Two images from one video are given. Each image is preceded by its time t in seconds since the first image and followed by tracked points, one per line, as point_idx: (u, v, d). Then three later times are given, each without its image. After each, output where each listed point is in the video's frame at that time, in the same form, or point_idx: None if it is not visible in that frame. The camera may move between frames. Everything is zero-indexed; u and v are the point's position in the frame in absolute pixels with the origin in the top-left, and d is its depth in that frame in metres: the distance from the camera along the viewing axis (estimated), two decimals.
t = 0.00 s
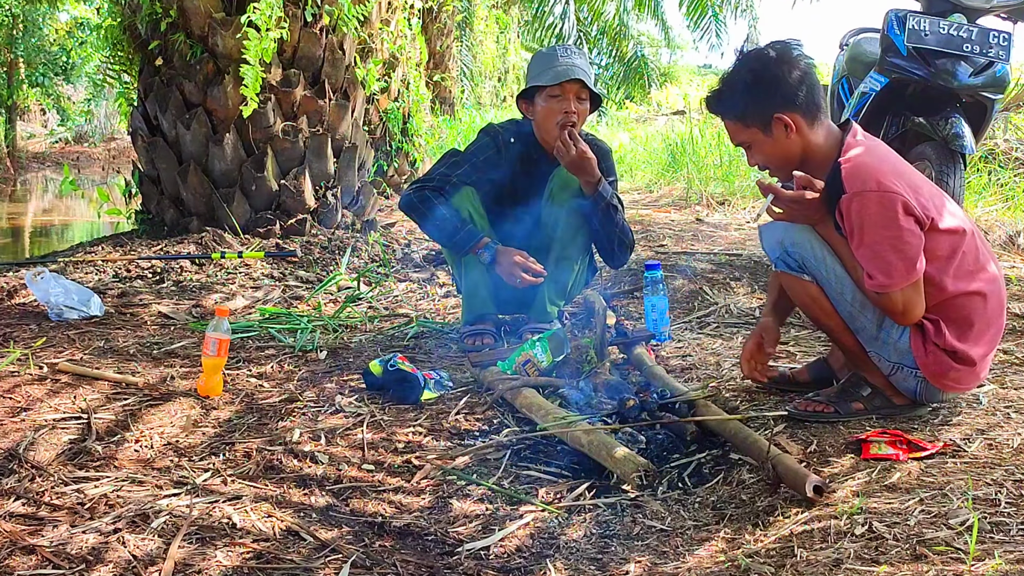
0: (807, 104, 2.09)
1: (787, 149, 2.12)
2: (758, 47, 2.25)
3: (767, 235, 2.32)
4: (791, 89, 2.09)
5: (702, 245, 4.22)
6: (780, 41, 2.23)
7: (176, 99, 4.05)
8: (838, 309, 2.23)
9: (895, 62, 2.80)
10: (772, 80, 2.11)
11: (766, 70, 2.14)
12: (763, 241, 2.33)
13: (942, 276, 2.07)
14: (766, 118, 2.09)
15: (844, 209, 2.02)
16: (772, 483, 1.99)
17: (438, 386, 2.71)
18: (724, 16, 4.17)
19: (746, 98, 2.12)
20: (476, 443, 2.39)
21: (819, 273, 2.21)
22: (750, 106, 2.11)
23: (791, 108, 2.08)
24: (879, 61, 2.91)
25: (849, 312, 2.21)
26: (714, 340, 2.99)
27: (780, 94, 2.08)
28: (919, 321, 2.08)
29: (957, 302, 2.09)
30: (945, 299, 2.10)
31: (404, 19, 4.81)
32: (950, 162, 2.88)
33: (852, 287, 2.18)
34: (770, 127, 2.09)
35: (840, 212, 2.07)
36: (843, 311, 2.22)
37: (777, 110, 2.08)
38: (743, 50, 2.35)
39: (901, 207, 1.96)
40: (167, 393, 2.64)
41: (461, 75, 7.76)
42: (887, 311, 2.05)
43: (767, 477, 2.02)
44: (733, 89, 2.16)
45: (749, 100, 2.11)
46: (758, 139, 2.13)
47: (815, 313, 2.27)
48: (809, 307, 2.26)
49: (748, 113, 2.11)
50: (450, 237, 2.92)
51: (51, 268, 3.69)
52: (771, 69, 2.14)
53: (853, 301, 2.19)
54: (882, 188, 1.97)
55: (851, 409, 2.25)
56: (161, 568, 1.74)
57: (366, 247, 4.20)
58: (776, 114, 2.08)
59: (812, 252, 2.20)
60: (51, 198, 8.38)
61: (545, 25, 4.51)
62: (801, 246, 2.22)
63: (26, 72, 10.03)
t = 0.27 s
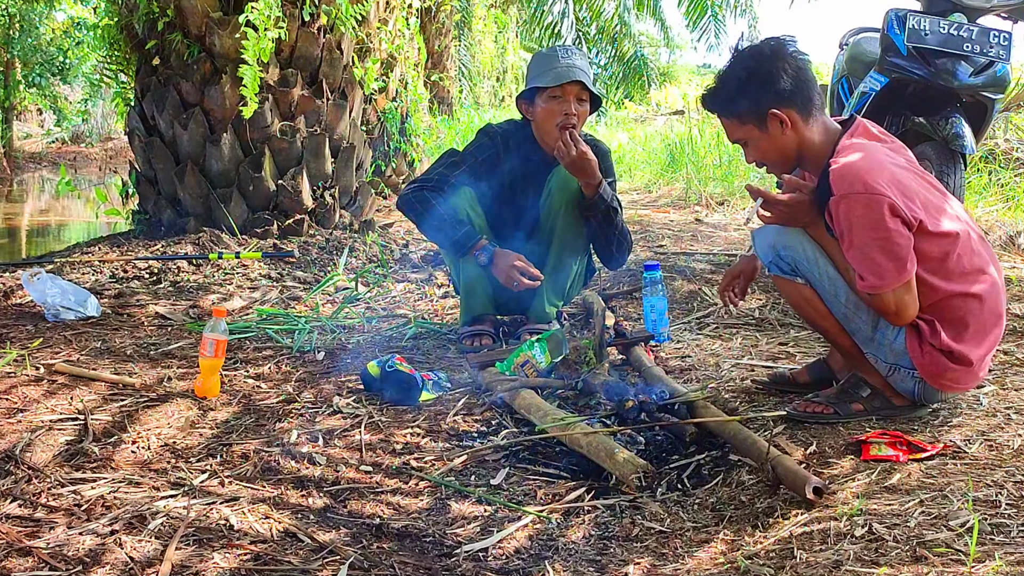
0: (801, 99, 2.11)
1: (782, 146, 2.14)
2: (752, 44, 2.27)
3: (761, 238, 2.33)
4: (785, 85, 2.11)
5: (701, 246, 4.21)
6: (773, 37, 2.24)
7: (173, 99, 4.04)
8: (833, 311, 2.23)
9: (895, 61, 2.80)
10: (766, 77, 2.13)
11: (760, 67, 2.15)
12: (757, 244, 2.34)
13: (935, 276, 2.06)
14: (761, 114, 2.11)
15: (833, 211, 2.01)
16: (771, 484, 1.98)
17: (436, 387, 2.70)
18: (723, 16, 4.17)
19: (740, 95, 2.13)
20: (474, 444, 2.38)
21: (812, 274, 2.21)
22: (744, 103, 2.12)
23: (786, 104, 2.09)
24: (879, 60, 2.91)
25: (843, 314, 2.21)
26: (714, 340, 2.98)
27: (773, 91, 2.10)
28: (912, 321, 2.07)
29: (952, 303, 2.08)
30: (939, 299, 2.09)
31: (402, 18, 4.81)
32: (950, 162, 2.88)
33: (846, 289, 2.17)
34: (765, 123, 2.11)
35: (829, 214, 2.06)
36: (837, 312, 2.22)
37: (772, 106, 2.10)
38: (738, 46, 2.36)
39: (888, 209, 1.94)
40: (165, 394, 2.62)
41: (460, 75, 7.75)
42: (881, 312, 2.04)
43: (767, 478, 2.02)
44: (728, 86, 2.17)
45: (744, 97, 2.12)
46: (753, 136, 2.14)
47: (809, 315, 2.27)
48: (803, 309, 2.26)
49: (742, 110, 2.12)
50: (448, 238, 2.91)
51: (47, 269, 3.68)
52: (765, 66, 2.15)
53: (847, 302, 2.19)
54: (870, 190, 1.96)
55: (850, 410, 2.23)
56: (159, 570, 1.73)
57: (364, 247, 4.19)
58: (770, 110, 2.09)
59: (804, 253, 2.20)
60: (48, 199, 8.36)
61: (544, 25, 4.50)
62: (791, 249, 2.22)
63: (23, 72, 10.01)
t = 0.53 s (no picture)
0: (797, 97, 2.11)
1: (779, 144, 2.13)
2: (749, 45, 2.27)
3: (763, 239, 2.31)
4: (782, 83, 2.10)
5: (700, 246, 4.21)
6: (769, 37, 2.25)
7: (170, 98, 4.03)
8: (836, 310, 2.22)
9: (895, 61, 2.79)
10: (762, 75, 2.13)
11: (755, 66, 2.16)
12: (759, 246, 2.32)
13: (939, 270, 2.07)
14: (757, 113, 2.11)
15: (843, 201, 2.01)
16: (771, 485, 1.98)
17: (434, 388, 2.69)
18: (722, 16, 4.16)
19: (738, 94, 2.14)
20: (472, 445, 2.37)
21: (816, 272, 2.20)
22: (741, 101, 2.12)
23: (783, 102, 2.09)
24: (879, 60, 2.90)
25: (848, 311, 2.19)
26: (713, 341, 2.97)
27: (770, 89, 2.10)
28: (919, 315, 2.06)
29: (955, 298, 2.08)
30: (942, 294, 2.09)
31: (400, 18, 4.79)
32: (951, 162, 2.87)
33: (850, 287, 2.16)
34: (762, 121, 2.11)
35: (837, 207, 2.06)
36: (840, 311, 2.21)
37: (769, 104, 2.09)
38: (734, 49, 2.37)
39: (901, 195, 1.95)
40: (162, 395, 2.61)
41: (457, 75, 7.75)
42: (891, 303, 2.02)
43: (766, 479, 2.01)
44: (724, 87, 2.18)
45: (739, 97, 2.13)
46: (750, 134, 2.14)
47: (813, 315, 2.26)
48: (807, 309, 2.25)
49: (740, 108, 2.12)
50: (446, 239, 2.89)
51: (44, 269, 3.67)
52: (760, 65, 2.16)
53: (852, 299, 2.17)
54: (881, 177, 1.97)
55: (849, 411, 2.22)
56: (155, 572, 1.72)
57: (362, 247, 4.18)
58: (766, 108, 2.09)
59: (808, 252, 2.19)
60: (45, 199, 8.34)
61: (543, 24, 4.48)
62: (796, 248, 2.21)
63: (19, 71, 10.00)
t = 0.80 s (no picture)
0: (792, 97, 2.11)
1: (774, 143, 2.12)
2: (740, 48, 2.27)
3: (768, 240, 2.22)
4: (776, 82, 2.11)
5: (700, 247, 4.20)
6: (761, 38, 2.26)
7: (167, 98, 4.02)
8: (844, 309, 2.17)
9: (895, 60, 2.78)
10: (757, 74, 2.13)
11: (750, 65, 2.16)
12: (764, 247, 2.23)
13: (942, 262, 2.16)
14: (752, 110, 2.10)
15: (860, 188, 2.06)
16: (770, 487, 1.97)
17: (433, 389, 2.68)
18: (722, 15, 4.15)
19: (732, 93, 2.13)
20: (471, 446, 2.36)
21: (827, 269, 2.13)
22: (736, 100, 2.12)
23: (777, 101, 2.09)
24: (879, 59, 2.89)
25: (859, 308, 2.14)
26: (712, 342, 2.96)
27: (764, 88, 2.10)
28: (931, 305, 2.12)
29: (957, 290, 2.17)
30: (944, 287, 2.18)
31: (398, 17, 4.78)
32: (951, 162, 2.86)
33: (861, 281, 2.11)
34: (757, 120, 2.10)
35: (850, 199, 2.11)
36: (848, 309, 2.16)
37: (763, 103, 2.09)
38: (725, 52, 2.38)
39: (917, 181, 2.03)
40: (159, 396, 2.60)
41: (455, 74, 7.74)
42: (909, 290, 2.05)
43: (766, 480, 2.00)
44: (720, 85, 2.17)
45: (735, 94, 2.12)
46: (745, 133, 2.13)
47: (818, 316, 2.19)
48: (814, 310, 2.18)
49: (735, 107, 2.12)
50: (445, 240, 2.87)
51: (40, 270, 3.65)
52: (755, 64, 2.16)
53: (864, 295, 2.12)
54: (897, 164, 2.05)
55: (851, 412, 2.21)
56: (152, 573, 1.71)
57: (360, 248, 4.17)
58: (761, 106, 2.09)
59: (818, 248, 2.12)
60: (41, 199, 8.32)
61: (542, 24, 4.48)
62: (806, 244, 2.13)
63: (16, 71, 9.99)
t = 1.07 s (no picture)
0: (789, 96, 2.11)
1: (770, 142, 2.12)
2: (735, 47, 2.27)
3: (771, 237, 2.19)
4: (773, 81, 2.10)
5: (699, 247, 4.19)
6: (757, 38, 2.26)
7: (164, 98, 4.01)
8: (848, 303, 2.15)
9: (895, 60, 2.77)
10: (755, 72, 2.13)
11: (747, 64, 2.16)
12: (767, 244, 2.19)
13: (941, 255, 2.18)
14: (750, 109, 2.10)
15: (864, 181, 2.06)
16: (770, 488, 1.96)
17: (431, 390, 2.67)
18: (721, 15, 4.15)
19: (729, 91, 2.12)
20: (469, 447, 2.35)
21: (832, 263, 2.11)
22: (733, 98, 2.11)
23: (775, 99, 2.09)
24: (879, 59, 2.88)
25: (863, 301, 2.12)
26: (712, 343, 2.95)
27: (762, 86, 2.09)
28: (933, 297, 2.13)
29: (954, 284, 2.20)
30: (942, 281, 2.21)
31: (396, 17, 4.77)
32: (951, 163, 2.85)
33: (865, 273, 2.10)
34: (754, 118, 2.10)
35: (853, 193, 2.10)
36: (853, 303, 2.14)
37: (761, 101, 2.09)
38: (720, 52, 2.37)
39: (920, 173, 2.03)
40: (156, 397, 2.59)
41: (454, 74, 7.73)
42: (915, 281, 2.05)
43: (765, 482, 1.99)
44: (717, 83, 2.16)
45: (732, 92, 2.11)
46: (741, 131, 2.12)
47: (823, 312, 2.16)
48: (818, 305, 2.15)
49: (731, 104, 2.11)
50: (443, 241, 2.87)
51: (37, 270, 3.64)
52: (751, 63, 2.15)
53: (869, 288, 2.11)
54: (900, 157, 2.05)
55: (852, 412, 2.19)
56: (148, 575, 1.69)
57: (357, 248, 4.16)
58: (759, 104, 2.08)
59: (823, 241, 2.11)
60: (38, 199, 8.31)
61: (542, 23, 4.46)
62: (812, 237, 2.11)
63: (13, 71, 9.99)
